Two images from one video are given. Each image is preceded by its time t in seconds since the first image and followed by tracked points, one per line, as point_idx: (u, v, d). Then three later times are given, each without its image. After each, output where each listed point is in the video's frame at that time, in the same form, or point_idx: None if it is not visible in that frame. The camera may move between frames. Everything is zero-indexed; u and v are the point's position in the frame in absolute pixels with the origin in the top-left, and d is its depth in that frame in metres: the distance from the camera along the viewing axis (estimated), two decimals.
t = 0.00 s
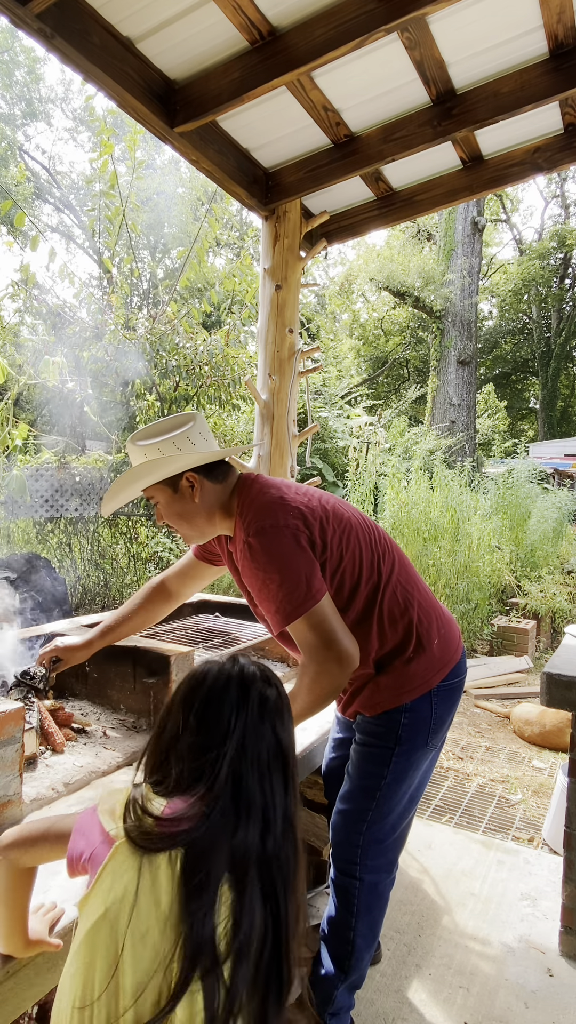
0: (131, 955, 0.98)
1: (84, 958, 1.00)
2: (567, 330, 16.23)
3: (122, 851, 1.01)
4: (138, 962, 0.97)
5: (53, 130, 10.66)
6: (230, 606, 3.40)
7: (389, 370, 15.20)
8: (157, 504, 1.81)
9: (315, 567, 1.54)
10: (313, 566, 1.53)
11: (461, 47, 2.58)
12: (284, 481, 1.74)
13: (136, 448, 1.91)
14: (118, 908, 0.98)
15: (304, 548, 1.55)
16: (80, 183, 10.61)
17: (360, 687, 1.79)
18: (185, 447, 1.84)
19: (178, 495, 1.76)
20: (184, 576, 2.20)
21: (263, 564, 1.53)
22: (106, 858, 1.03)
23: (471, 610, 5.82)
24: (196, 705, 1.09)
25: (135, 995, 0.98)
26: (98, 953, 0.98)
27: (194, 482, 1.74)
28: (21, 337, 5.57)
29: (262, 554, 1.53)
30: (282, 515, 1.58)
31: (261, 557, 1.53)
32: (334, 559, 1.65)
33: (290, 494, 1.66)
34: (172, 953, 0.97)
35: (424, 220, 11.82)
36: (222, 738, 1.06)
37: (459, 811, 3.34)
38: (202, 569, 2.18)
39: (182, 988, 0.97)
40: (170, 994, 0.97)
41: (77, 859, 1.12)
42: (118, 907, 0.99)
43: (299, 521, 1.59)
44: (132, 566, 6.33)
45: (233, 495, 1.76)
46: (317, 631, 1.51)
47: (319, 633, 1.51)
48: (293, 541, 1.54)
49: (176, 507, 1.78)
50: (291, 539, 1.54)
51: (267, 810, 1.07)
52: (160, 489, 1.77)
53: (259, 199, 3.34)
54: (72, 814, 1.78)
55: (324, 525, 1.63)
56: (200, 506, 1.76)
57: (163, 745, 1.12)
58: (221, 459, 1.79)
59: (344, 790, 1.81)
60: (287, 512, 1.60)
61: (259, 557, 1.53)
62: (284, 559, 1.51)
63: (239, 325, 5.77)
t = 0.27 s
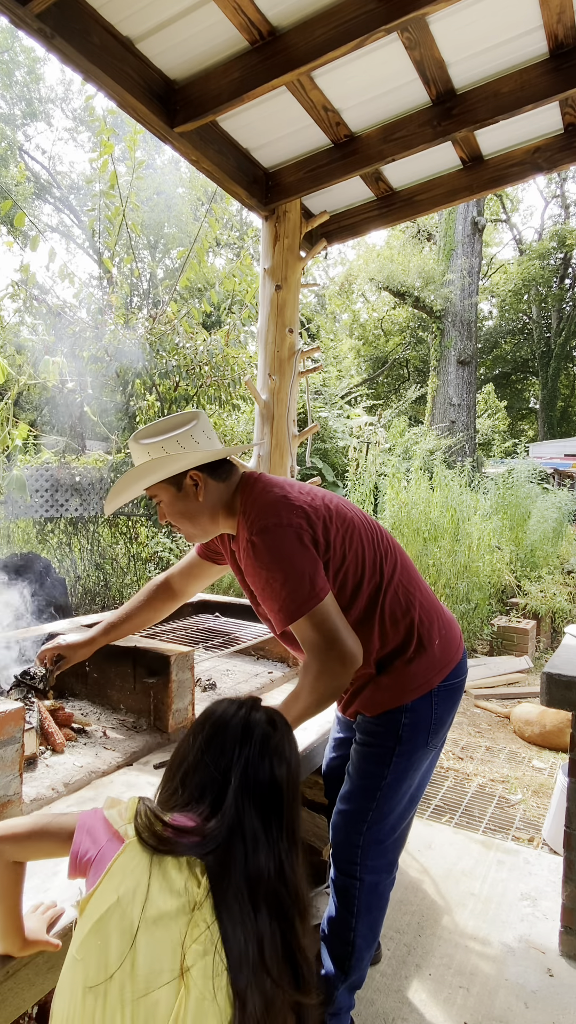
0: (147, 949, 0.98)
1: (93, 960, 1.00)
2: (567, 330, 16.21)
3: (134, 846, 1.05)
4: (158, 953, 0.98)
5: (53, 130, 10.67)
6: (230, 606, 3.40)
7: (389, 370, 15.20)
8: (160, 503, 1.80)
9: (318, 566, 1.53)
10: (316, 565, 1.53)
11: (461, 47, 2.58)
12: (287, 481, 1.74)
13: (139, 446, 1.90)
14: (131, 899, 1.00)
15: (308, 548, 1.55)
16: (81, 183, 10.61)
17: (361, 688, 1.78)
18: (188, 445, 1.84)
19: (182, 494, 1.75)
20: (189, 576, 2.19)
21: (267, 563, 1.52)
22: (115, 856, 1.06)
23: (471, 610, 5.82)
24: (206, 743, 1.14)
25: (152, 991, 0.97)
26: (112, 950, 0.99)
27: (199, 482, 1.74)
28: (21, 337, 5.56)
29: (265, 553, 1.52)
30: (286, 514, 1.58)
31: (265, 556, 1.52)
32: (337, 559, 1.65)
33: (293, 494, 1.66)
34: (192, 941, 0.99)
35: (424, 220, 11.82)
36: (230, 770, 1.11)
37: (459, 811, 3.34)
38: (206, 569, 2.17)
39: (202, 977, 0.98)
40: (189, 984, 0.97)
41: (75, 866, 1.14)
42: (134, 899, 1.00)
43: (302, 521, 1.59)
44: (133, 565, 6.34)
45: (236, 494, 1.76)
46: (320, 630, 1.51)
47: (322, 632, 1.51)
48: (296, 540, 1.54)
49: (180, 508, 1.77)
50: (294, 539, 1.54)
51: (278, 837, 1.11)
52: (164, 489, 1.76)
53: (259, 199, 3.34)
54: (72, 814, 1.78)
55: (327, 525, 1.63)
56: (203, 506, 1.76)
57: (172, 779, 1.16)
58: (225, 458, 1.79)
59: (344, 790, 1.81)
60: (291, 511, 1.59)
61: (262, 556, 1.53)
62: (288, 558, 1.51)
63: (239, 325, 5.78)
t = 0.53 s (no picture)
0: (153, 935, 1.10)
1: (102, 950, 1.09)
2: (567, 330, 16.19)
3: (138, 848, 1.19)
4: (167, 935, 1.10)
5: (53, 130, 10.67)
6: (230, 605, 3.40)
7: (389, 370, 15.19)
8: (179, 482, 1.78)
9: (323, 550, 1.54)
10: (321, 549, 1.53)
11: (461, 47, 2.58)
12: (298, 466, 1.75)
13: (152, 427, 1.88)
14: (137, 896, 1.13)
15: (314, 530, 1.55)
16: (80, 183, 10.61)
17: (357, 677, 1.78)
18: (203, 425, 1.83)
19: (202, 472, 1.74)
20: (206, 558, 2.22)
21: (274, 543, 1.53)
22: (119, 857, 1.18)
23: (471, 610, 5.81)
24: (209, 786, 1.30)
25: (160, 975, 1.07)
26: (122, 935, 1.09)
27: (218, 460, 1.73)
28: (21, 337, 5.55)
29: (273, 534, 1.53)
30: (295, 496, 1.59)
31: (272, 536, 1.53)
32: (341, 545, 1.65)
33: (304, 479, 1.67)
34: (194, 929, 1.13)
35: (424, 220, 11.81)
36: (228, 815, 1.26)
37: (459, 811, 3.34)
38: (224, 552, 2.18)
39: (204, 959, 1.11)
40: (195, 965, 1.10)
41: (72, 870, 1.22)
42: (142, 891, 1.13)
43: (311, 504, 1.60)
44: (133, 566, 6.34)
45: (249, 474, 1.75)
46: (321, 613, 1.50)
47: (323, 616, 1.50)
48: (303, 522, 1.55)
49: (199, 487, 1.76)
50: (301, 522, 1.55)
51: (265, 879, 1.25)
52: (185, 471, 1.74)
53: (259, 199, 3.34)
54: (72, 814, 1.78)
55: (335, 512, 1.64)
56: (222, 484, 1.75)
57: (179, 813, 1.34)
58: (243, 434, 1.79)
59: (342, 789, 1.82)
60: (300, 494, 1.60)
61: (270, 536, 1.53)
62: (294, 539, 1.51)
63: (239, 325, 5.79)
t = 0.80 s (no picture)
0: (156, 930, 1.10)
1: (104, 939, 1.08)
2: (567, 330, 16.18)
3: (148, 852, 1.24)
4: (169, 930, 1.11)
5: (53, 131, 10.68)
6: (230, 605, 3.40)
7: (389, 370, 15.20)
8: (229, 451, 1.74)
9: (352, 519, 1.58)
10: (351, 517, 1.58)
11: (461, 47, 2.58)
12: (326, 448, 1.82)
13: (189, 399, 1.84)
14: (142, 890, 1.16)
15: (346, 499, 1.60)
16: (80, 183, 10.61)
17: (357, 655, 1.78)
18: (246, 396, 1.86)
19: (255, 439, 1.75)
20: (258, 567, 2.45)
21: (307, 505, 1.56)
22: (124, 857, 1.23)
23: (471, 610, 5.81)
24: (214, 809, 1.33)
25: (162, 964, 1.06)
26: (125, 928, 1.09)
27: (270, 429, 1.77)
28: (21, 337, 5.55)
29: (305, 493, 1.57)
30: (330, 467, 1.64)
31: (305, 497, 1.56)
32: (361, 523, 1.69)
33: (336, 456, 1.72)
34: (194, 930, 1.14)
35: (424, 221, 11.81)
36: (232, 840, 1.27)
37: (459, 811, 3.34)
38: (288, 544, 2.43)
39: (202, 961, 1.11)
40: (196, 959, 1.10)
41: (79, 874, 1.25)
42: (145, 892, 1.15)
43: (344, 477, 1.65)
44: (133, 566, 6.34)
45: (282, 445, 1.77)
46: (345, 574, 1.53)
47: (348, 577, 1.53)
48: (338, 491, 1.59)
49: (253, 455, 1.75)
50: (337, 491, 1.59)
51: (260, 917, 1.25)
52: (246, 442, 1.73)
53: (259, 199, 3.34)
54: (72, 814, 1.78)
55: (361, 491, 1.70)
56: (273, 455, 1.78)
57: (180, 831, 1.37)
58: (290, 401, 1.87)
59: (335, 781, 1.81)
60: (333, 465, 1.65)
61: (305, 497, 1.57)
62: (327, 503, 1.55)
63: (239, 325, 5.80)
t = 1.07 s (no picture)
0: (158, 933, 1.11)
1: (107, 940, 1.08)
2: (567, 331, 16.15)
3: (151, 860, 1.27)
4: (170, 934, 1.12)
5: (53, 131, 10.69)
6: (230, 605, 3.39)
7: (389, 370, 15.19)
8: (265, 428, 1.75)
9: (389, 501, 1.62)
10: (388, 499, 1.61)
11: (461, 47, 2.58)
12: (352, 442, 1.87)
13: (222, 380, 1.89)
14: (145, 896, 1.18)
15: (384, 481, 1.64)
16: (80, 183, 10.61)
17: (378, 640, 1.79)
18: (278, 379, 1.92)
19: (291, 419, 1.78)
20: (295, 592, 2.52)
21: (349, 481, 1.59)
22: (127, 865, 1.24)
23: (471, 610, 5.80)
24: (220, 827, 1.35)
25: (166, 964, 1.06)
26: (127, 931, 1.10)
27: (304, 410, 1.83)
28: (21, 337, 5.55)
29: (343, 471, 1.59)
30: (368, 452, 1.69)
31: (347, 474, 1.59)
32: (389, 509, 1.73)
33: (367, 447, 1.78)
34: (194, 934, 1.15)
35: (424, 221, 11.80)
36: (234, 863, 1.31)
37: (459, 811, 3.34)
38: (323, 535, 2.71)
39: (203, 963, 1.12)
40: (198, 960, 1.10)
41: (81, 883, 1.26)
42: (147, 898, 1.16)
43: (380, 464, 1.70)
44: (133, 566, 6.35)
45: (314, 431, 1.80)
46: (383, 548, 1.54)
47: (386, 552, 1.54)
48: (377, 473, 1.63)
49: (287, 435, 1.77)
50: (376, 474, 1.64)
51: (258, 938, 1.30)
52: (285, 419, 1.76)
53: (259, 199, 3.35)
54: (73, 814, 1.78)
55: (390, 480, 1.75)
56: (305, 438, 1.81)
57: (179, 843, 1.40)
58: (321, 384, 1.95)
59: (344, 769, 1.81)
60: (370, 452, 1.70)
61: (346, 474, 1.60)
62: (368, 481, 1.59)
63: (239, 325, 5.81)
